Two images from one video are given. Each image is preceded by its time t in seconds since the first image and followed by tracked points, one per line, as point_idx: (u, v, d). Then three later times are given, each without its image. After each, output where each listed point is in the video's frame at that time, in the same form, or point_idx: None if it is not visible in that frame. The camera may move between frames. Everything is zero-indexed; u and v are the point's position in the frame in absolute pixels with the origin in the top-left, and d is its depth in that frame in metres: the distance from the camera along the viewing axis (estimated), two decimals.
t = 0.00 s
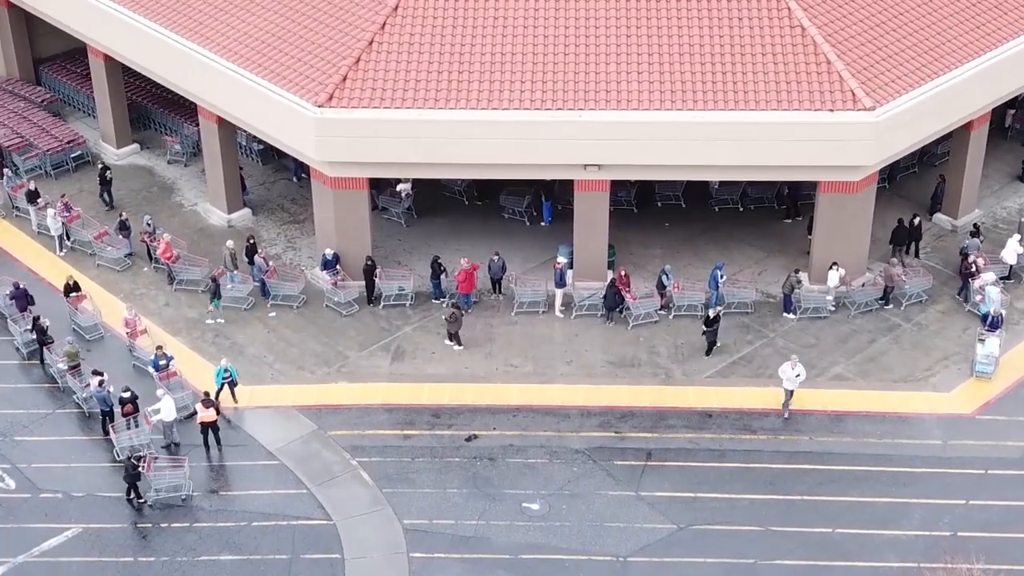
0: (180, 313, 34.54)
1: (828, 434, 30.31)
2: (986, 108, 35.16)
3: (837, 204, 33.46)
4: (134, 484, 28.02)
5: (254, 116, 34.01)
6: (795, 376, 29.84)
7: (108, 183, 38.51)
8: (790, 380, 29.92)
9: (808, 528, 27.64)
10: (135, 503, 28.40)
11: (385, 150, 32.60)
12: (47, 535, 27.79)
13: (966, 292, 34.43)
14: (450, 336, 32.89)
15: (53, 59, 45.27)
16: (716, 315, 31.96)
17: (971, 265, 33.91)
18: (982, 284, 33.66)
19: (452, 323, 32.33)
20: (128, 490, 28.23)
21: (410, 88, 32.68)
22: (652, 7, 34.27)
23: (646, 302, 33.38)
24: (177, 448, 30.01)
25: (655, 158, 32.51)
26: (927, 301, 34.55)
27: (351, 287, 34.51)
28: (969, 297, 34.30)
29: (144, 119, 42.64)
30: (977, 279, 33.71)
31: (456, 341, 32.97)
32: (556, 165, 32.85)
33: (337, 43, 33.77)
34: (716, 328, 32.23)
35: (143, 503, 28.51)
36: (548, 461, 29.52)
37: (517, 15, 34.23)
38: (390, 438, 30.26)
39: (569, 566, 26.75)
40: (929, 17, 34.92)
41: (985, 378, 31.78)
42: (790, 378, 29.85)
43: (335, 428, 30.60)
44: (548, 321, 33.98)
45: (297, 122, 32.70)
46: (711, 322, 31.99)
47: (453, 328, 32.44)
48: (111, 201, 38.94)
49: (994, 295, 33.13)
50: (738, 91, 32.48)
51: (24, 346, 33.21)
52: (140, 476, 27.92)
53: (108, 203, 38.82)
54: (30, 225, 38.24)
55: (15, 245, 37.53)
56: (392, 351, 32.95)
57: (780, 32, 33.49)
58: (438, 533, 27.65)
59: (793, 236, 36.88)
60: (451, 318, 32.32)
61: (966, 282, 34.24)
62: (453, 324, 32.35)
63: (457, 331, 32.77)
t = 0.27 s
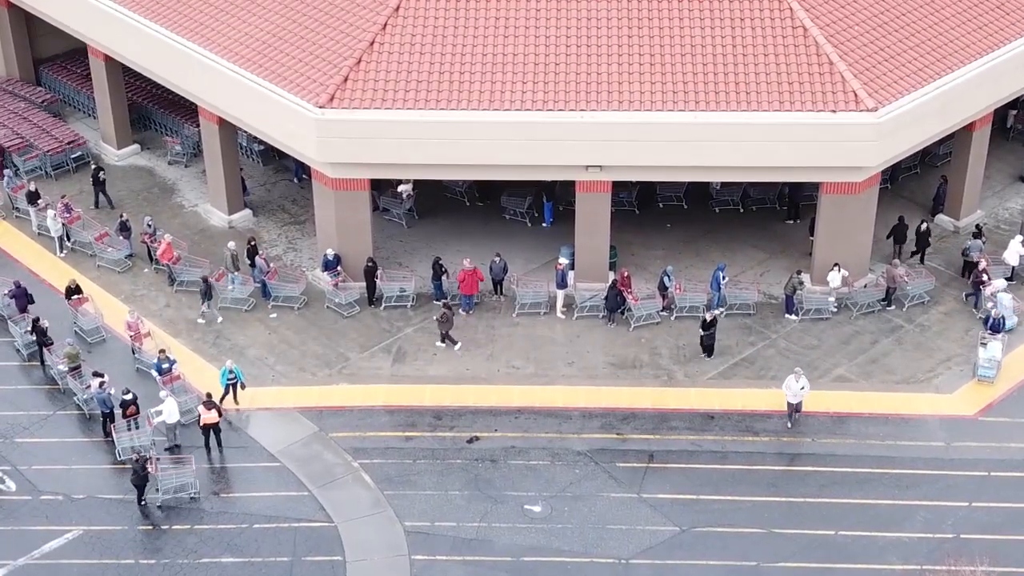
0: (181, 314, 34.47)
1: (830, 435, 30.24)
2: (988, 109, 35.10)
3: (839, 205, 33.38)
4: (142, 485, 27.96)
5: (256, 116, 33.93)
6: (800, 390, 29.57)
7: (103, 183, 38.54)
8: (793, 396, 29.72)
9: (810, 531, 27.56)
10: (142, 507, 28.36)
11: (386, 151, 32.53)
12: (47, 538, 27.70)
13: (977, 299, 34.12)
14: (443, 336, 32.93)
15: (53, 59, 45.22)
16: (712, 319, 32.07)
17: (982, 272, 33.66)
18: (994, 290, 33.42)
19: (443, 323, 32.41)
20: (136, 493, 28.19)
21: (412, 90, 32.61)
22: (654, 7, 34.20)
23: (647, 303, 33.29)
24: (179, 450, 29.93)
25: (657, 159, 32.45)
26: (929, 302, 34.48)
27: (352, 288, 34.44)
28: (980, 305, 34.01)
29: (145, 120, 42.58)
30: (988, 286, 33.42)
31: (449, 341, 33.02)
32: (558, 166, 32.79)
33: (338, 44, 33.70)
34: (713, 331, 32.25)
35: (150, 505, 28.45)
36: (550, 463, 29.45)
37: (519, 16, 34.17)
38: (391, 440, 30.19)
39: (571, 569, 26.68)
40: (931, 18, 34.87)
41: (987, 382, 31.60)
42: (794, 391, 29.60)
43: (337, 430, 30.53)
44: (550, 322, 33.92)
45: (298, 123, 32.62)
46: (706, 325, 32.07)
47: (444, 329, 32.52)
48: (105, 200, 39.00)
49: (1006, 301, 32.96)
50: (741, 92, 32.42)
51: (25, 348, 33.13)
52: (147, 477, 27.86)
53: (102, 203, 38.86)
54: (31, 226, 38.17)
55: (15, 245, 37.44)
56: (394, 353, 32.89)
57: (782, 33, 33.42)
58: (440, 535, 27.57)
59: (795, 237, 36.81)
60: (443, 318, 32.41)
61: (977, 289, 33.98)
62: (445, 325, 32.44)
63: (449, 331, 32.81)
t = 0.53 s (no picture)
0: (181, 314, 34.43)
1: (832, 436, 30.20)
2: (990, 109, 35.04)
3: (840, 205, 33.34)
4: (150, 484, 27.92)
5: (256, 116, 33.89)
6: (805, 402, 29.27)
7: (95, 181, 38.57)
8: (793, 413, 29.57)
9: (812, 531, 27.52)
10: (150, 506, 28.32)
11: (387, 151, 32.48)
12: (49, 539, 27.66)
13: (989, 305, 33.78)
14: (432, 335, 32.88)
15: (53, 59, 45.18)
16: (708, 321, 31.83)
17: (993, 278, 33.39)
18: (1006, 296, 33.21)
19: (437, 321, 32.40)
20: (144, 493, 28.14)
21: (413, 90, 32.56)
22: (655, 7, 34.15)
23: (648, 303, 33.24)
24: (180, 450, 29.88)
25: (658, 159, 32.41)
26: (931, 302, 34.45)
27: (353, 288, 34.40)
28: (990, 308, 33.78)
29: (146, 120, 42.55)
30: (999, 291, 33.17)
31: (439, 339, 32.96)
32: (559, 166, 32.75)
33: (339, 43, 33.65)
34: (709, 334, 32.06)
35: (157, 504, 28.43)
36: (551, 463, 29.41)
37: (520, 16, 34.12)
38: (392, 441, 30.15)
39: (573, 570, 26.63)
40: (933, 18, 34.82)
41: (988, 386, 31.53)
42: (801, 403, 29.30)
43: (338, 430, 30.48)
44: (551, 322, 33.88)
45: (299, 123, 32.59)
46: (704, 328, 31.81)
47: (436, 327, 32.50)
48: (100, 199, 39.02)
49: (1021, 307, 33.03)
50: (742, 92, 32.37)
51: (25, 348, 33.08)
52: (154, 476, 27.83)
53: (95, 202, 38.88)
54: (31, 226, 38.12)
55: (15, 246, 37.40)
56: (395, 353, 32.84)
57: (783, 33, 33.37)
58: (441, 536, 27.53)
59: (797, 237, 36.77)
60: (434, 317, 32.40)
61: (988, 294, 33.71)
62: (436, 324, 32.45)
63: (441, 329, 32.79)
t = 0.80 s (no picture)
0: (182, 314, 34.40)
1: (834, 436, 30.17)
2: (992, 108, 34.99)
3: (842, 205, 33.30)
4: (157, 485, 27.85)
5: (257, 116, 33.85)
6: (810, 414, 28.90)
7: (89, 180, 38.58)
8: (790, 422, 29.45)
9: (814, 532, 27.48)
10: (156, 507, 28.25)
11: (388, 151, 32.44)
12: (50, 539, 27.63)
13: (1000, 311, 33.68)
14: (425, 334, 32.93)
15: (53, 59, 45.14)
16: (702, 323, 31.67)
17: (1005, 283, 33.37)
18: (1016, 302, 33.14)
19: (426, 321, 32.43)
20: (151, 494, 28.03)
21: (414, 90, 32.52)
22: (656, 6, 34.10)
23: (649, 303, 33.23)
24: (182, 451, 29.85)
25: (660, 159, 32.37)
26: (933, 302, 34.41)
27: (353, 288, 34.38)
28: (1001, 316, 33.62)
29: (146, 120, 42.53)
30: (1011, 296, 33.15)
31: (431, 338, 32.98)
32: (560, 166, 32.71)
33: (339, 43, 33.61)
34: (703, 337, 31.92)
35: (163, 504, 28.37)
36: (553, 463, 29.37)
37: (520, 16, 34.07)
38: (394, 441, 30.11)
39: (574, 570, 26.60)
40: (934, 18, 34.77)
41: (988, 389, 31.41)
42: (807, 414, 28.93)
43: (339, 431, 30.45)
44: (552, 322, 33.84)
45: (300, 123, 32.55)
46: (697, 330, 31.68)
47: (427, 326, 32.52)
48: (95, 199, 39.05)
49: None
50: (744, 92, 32.32)
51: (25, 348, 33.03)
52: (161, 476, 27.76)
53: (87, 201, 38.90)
54: (32, 226, 38.08)
55: (15, 245, 37.35)
56: (396, 353, 32.81)
57: (784, 33, 33.33)
58: (443, 536, 27.49)
59: (798, 237, 36.74)
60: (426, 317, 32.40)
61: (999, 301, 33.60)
62: (428, 323, 32.47)
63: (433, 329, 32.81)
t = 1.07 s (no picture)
0: (183, 314, 34.38)
1: (835, 437, 30.15)
2: (993, 110, 34.96)
3: (843, 206, 33.29)
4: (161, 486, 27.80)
5: (258, 117, 33.83)
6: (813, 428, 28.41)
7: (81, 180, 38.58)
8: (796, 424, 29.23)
9: (815, 533, 27.46)
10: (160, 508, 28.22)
11: (389, 151, 32.43)
12: (51, 540, 27.61)
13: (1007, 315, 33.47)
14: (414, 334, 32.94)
15: (54, 59, 45.13)
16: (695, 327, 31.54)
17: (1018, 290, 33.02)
18: None
19: (415, 321, 32.44)
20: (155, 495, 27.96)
21: (415, 91, 32.49)
22: (657, 7, 34.07)
23: (650, 304, 33.23)
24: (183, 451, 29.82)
25: (661, 160, 32.35)
26: (934, 303, 34.40)
27: (354, 289, 34.37)
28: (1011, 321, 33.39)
29: (147, 120, 42.53)
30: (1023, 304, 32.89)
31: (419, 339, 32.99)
32: (561, 167, 32.70)
33: (340, 44, 33.58)
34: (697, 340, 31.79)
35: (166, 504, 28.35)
36: (554, 464, 29.35)
37: (521, 16, 34.05)
38: (394, 442, 30.09)
39: (575, 571, 26.58)
40: (936, 19, 34.75)
41: (988, 393, 31.22)
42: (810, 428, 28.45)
43: (340, 432, 30.43)
44: (553, 323, 33.83)
45: (300, 124, 32.53)
46: (691, 334, 31.53)
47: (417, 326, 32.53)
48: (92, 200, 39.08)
49: None
50: (745, 93, 32.29)
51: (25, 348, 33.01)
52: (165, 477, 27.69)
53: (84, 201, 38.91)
54: (32, 226, 38.07)
55: (16, 246, 37.32)
56: (397, 354, 32.79)
57: (785, 34, 33.31)
58: (444, 537, 27.47)
59: (799, 238, 36.73)
60: (416, 317, 32.38)
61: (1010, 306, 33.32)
62: (417, 322, 32.46)
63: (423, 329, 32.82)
